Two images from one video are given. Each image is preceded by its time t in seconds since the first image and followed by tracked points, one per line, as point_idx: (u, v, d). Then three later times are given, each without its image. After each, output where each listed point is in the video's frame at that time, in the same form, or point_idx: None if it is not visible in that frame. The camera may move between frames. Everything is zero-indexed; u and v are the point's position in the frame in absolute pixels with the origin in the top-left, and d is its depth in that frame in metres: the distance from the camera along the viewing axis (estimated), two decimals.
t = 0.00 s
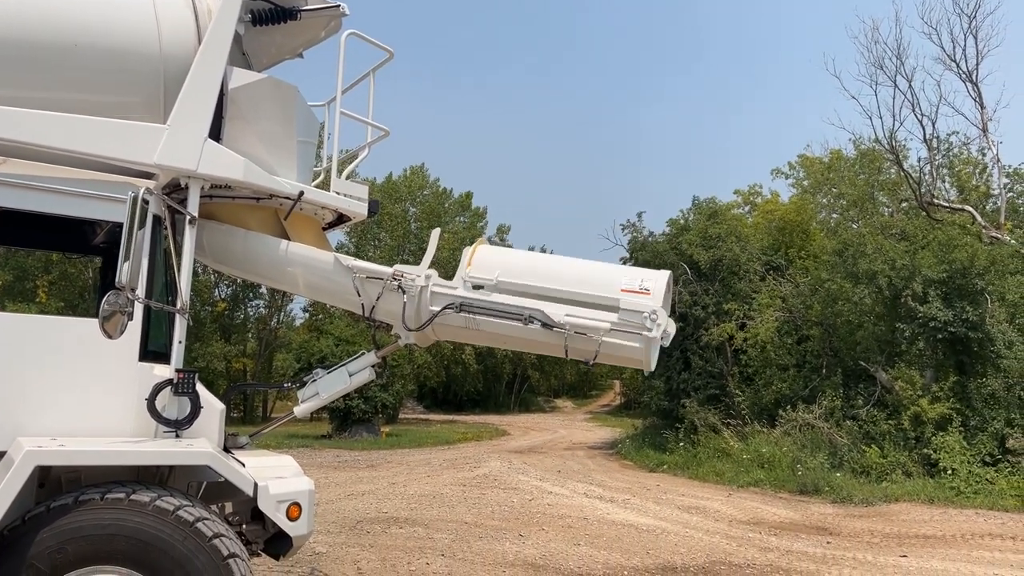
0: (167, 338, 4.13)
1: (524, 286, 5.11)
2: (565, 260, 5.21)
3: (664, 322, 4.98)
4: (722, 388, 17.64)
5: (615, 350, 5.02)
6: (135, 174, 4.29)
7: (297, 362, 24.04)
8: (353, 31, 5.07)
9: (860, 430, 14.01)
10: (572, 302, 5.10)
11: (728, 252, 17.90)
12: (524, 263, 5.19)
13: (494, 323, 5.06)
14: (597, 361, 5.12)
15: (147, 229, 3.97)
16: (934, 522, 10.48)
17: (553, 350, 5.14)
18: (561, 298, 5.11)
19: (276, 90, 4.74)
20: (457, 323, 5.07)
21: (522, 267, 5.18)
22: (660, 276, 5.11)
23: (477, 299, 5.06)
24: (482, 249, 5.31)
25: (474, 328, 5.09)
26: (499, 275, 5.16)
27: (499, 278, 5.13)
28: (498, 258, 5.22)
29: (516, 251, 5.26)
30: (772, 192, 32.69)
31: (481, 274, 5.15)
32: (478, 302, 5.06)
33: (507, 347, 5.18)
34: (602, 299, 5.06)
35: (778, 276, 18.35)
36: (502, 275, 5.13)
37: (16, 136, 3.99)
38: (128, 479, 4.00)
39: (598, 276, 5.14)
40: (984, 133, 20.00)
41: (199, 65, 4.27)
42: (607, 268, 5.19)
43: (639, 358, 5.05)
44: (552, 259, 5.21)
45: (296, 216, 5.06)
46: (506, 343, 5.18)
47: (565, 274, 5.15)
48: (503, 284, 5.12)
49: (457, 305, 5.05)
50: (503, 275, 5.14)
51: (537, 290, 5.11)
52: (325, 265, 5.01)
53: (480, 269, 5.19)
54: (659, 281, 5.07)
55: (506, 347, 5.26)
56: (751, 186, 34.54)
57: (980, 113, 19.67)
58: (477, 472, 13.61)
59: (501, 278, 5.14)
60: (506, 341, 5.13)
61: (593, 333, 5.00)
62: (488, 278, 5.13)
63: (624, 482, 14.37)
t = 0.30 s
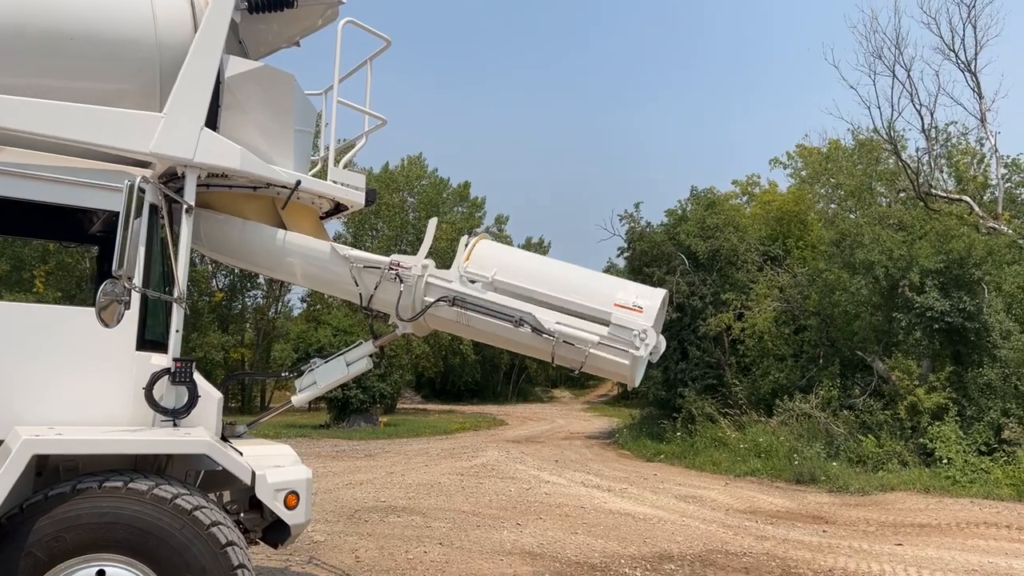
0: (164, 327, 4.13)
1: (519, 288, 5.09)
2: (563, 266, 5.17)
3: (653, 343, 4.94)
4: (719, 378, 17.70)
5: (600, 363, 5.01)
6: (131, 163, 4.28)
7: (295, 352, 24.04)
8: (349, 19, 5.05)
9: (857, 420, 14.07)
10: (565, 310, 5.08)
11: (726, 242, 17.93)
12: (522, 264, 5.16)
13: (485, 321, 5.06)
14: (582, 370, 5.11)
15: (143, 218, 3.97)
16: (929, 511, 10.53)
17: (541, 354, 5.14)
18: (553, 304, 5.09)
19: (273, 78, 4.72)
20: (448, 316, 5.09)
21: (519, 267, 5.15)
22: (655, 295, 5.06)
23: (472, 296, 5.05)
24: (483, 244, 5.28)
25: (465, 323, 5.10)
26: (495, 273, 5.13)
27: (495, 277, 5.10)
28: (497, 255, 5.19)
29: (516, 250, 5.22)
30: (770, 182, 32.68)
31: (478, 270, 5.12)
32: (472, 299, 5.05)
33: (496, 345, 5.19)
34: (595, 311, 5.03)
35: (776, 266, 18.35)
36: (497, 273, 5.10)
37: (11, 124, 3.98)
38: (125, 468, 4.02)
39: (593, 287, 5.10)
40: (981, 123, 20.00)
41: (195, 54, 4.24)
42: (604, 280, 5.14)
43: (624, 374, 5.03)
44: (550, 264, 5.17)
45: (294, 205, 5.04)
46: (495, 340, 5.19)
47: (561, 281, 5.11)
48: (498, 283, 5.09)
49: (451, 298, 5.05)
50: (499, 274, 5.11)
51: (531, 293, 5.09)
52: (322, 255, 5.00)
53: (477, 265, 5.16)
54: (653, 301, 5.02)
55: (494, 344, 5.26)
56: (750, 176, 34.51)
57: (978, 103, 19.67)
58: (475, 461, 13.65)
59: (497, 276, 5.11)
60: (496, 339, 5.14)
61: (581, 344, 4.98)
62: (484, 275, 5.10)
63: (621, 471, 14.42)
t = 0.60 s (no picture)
0: (162, 314, 4.15)
1: (517, 274, 5.08)
2: (560, 252, 5.17)
3: (651, 329, 4.95)
4: (716, 365, 17.72)
5: (598, 350, 5.01)
6: (127, 149, 4.26)
7: (292, 340, 24.05)
8: (345, 5, 5.02)
9: (853, 407, 14.12)
10: (563, 296, 5.07)
11: (724, 230, 17.93)
12: (520, 250, 5.15)
13: (483, 307, 5.07)
14: (580, 357, 5.12)
15: (140, 204, 3.96)
16: (924, 498, 10.60)
17: (539, 341, 5.14)
18: (551, 291, 5.09)
19: (270, 63, 4.69)
20: (446, 303, 5.09)
21: (517, 253, 5.14)
22: (653, 281, 5.07)
23: (470, 282, 5.05)
24: (481, 230, 5.27)
25: (463, 310, 5.10)
26: (492, 259, 5.13)
27: (492, 263, 5.10)
28: (495, 241, 5.18)
29: (514, 236, 5.22)
30: (768, 170, 32.66)
31: (476, 256, 5.12)
32: (469, 285, 5.05)
33: (494, 332, 5.20)
34: (592, 298, 5.03)
35: (773, 254, 18.35)
36: (495, 260, 5.10)
37: (7, 111, 3.96)
38: (123, 454, 4.03)
39: (590, 274, 5.10)
40: (980, 111, 19.99)
41: (190, 38, 4.22)
42: (601, 266, 5.14)
43: (622, 360, 5.03)
44: (548, 250, 5.16)
45: (291, 191, 5.02)
46: (492, 327, 5.20)
47: (559, 267, 5.11)
48: (496, 269, 5.09)
49: (448, 284, 5.05)
50: (496, 260, 5.11)
51: (528, 279, 5.09)
52: (319, 242, 5.00)
53: (475, 251, 5.16)
54: (650, 287, 5.03)
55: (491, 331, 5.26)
56: (748, 163, 34.46)
57: (976, 91, 19.63)
58: (472, 448, 13.69)
59: (495, 263, 5.10)
60: (494, 326, 5.15)
61: (578, 331, 4.98)
62: (481, 261, 5.10)
63: (618, 458, 14.46)
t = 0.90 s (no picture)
0: (161, 303, 4.15)
1: (516, 262, 5.09)
2: (558, 241, 5.19)
3: (649, 316, 4.97)
4: (714, 355, 17.72)
5: (597, 338, 5.02)
6: (125, 138, 4.25)
7: (291, 330, 24.06)
8: None
9: (851, 397, 14.17)
10: (561, 284, 5.09)
11: (723, 220, 17.91)
12: (518, 240, 5.16)
13: (481, 297, 5.07)
14: (577, 346, 5.13)
15: (138, 193, 3.95)
16: (921, 486, 10.65)
17: (538, 331, 5.14)
18: (549, 279, 5.10)
19: (268, 53, 4.68)
20: (444, 292, 5.08)
21: (516, 242, 5.16)
22: (651, 269, 5.09)
23: (467, 272, 5.05)
24: (479, 220, 5.29)
25: (462, 300, 5.10)
26: (491, 248, 5.14)
27: (491, 252, 5.11)
28: (493, 231, 5.20)
29: (513, 226, 5.23)
30: (768, 159, 32.60)
31: (474, 245, 5.13)
32: (467, 275, 5.06)
33: (492, 322, 5.21)
34: (591, 286, 5.05)
35: (772, 244, 18.34)
36: (493, 248, 5.11)
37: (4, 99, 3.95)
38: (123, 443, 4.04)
39: (589, 262, 5.12)
40: (979, 101, 19.97)
41: (187, 27, 4.21)
42: (599, 255, 5.16)
43: (620, 348, 5.04)
44: (546, 239, 5.18)
45: (288, 181, 5.02)
46: (490, 318, 5.20)
47: (557, 255, 5.13)
48: (494, 258, 5.10)
49: (446, 274, 5.05)
50: (495, 248, 5.12)
51: (527, 267, 5.10)
52: (317, 231, 5.00)
53: (473, 241, 5.17)
54: (648, 275, 5.06)
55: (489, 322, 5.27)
56: (747, 153, 34.39)
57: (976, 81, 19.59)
58: (471, 438, 13.72)
59: (493, 252, 5.11)
60: (493, 316, 5.15)
61: (577, 319, 4.99)
62: (480, 250, 5.11)
63: (617, 447, 14.51)
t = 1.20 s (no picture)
0: (160, 295, 4.14)
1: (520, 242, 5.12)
2: (564, 224, 5.19)
3: (648, 307, 4.97)
4: (713, 347, 17.75)
5: (595, 328, 5.03)
6: (122, 130, 4.24)
7: (290, 322, 24.06)
8: None
9: (849, 388, 14.21)
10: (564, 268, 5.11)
11: (722, 212, 17.90)
12: (525, 219, 5.18)
13: (479, 288, 5.08)
14: (577, 336, 5.13)
15: (135, 185, 3.94)
16: (918, 478, 10.70)
17: (537, 321, 5.15)
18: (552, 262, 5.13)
19: (268, 44, 4.67)
20: (443, 283, 5.08)
21: (523, 221, 5.18)
22: (654, 260, 5.08)
23: (467, 262, 5.06)
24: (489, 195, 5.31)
25: (461, 291, 5.10)
26: (498, 224, 5.16)
27: (497, 229, 5.14)
28: (502, 206, 5.22)
29: (522, 204, 5.25)
30: (767, 151, 32.54)
31: (482, 220, 5.16)
32: (466, 265, 5.06)
33: (491, 313, 5.21)
34: (593, 273, 5.07)
35: (771, 236, 18.34)
36: (501, 225, 5.14)
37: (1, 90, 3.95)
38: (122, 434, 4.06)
39: (593, 248, 5.13)
40: (979, 93, 19.93)
41: (185, 18, 4.20)
42: (604, 241, 5.16)
43: (619, 339, 5.06)
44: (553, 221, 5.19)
45: (287, 172, 5.02)
46: (489, 310, 5.21)
47: (562, 239, 5.13)
48: (501, 234, 5.13)
49: (445, 265, 5.05)
50: (501, 226, 5.14)
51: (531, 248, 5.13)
52: (316, 222, 4.99)
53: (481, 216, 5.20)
54: (651, 266, 5.05)
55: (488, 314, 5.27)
56: (746, 145, 34.32)
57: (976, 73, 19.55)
58: (470, 429, 13.75)
59: (500, 228, 5.14)
60: (491, 307, 5.17)
61: (576, 308, 5.00)
62: (486, 226, 5.14)
63: (615, 439, 14.55)
